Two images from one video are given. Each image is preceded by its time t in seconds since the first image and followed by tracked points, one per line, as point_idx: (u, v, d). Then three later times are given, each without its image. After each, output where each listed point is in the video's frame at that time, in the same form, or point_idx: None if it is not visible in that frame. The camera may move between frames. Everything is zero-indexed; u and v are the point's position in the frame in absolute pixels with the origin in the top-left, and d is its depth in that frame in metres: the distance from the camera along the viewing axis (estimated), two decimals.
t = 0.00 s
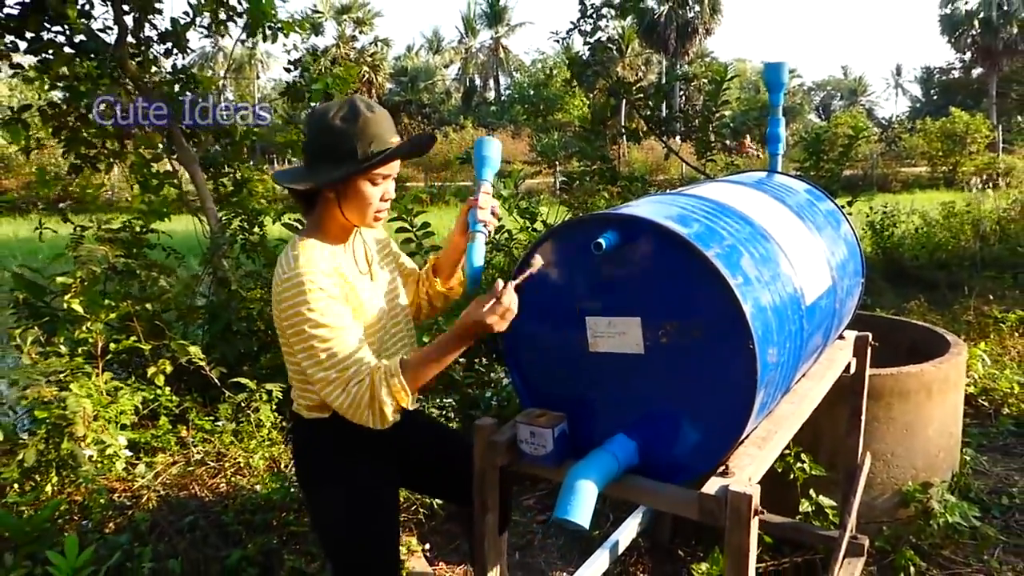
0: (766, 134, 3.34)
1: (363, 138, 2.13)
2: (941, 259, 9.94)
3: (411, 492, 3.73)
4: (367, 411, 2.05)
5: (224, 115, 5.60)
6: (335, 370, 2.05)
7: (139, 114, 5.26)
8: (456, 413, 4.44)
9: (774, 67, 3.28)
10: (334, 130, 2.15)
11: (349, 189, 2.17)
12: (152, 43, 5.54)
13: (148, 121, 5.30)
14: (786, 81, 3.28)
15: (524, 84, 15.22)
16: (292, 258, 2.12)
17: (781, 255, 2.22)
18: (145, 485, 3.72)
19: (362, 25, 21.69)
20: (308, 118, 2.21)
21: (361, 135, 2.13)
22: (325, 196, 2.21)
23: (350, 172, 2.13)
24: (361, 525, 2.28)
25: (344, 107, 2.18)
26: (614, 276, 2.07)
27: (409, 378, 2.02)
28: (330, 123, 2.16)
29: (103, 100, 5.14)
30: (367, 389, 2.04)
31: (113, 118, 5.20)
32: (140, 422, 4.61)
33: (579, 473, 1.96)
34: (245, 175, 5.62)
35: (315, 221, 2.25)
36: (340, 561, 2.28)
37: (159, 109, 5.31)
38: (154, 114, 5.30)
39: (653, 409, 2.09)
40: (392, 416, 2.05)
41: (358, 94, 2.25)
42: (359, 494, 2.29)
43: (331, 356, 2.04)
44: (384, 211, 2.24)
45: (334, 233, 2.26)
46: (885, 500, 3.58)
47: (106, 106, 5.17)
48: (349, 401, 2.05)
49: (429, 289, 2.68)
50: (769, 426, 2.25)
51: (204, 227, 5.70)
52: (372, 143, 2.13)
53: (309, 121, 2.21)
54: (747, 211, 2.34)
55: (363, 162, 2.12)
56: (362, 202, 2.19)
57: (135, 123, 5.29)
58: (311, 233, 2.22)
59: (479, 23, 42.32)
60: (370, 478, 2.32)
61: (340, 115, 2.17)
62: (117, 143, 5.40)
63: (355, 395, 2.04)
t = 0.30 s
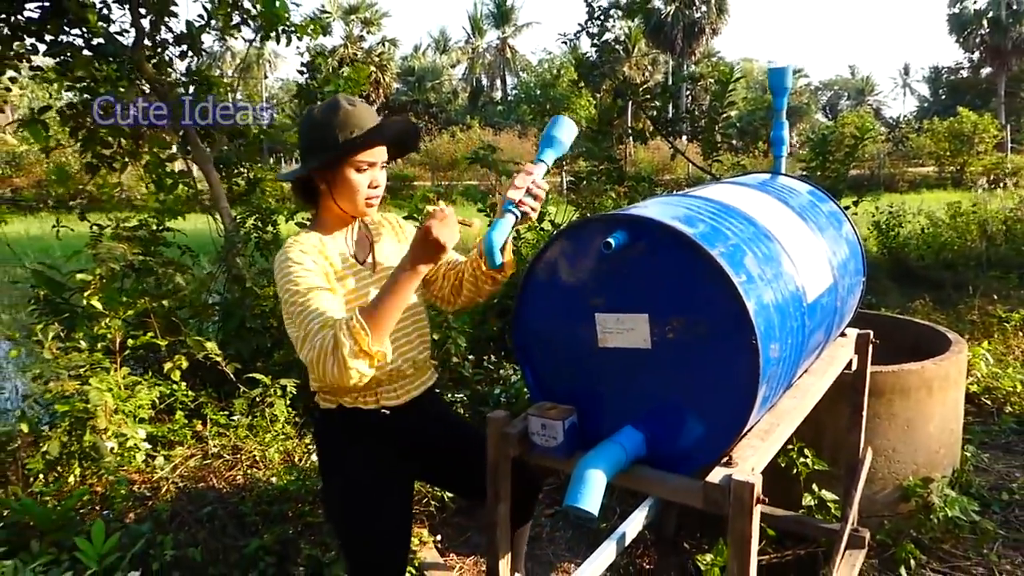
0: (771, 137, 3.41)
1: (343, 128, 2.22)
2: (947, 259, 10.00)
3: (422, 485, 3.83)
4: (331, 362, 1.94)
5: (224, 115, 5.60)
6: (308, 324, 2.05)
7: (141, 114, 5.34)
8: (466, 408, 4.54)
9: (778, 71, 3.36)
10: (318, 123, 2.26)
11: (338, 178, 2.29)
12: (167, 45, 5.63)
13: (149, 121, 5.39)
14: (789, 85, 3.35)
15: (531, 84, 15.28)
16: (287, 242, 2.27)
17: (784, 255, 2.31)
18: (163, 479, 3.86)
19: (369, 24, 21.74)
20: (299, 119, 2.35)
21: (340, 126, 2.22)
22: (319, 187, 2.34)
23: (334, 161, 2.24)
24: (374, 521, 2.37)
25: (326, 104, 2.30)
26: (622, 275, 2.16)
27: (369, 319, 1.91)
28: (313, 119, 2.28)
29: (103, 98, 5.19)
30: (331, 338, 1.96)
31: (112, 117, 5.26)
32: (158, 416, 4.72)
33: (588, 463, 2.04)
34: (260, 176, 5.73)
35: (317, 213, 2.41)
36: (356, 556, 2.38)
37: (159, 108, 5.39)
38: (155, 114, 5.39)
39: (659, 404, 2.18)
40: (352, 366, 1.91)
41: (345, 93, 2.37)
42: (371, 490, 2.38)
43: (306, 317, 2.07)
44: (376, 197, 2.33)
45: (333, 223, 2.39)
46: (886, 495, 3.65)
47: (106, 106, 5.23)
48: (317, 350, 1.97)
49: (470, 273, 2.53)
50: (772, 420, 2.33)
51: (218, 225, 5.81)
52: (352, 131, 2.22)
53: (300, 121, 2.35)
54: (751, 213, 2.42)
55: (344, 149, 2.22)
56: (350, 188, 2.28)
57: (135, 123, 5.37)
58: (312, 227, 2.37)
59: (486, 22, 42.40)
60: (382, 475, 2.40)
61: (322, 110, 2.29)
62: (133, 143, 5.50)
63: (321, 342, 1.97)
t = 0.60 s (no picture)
0: (771, 142, 3.46)
1: (350, 133, 2.28)
2: (948, 261, 10.05)
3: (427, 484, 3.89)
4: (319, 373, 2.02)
5: (224, 115, 5.64)
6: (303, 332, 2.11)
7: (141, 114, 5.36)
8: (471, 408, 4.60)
9: (778, 78, 3.42)
10: (328, 128, 2.33)
11: (347, 181, 2.35)
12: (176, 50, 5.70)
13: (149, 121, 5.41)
14: (789, 91, 3.40)
15: (534, 86, 15.34)
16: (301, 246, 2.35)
17: (782, 259, 2.36)
18: (174, 479, 3.92)
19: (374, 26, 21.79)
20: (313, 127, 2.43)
21: (347, 130, 2.29)
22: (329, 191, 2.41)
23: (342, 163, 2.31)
24: (387, 523, 2.44)
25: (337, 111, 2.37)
26: (624, 278, 2.22)
27: (348, 333, 1.96)
28: (323, 124, 2.35)
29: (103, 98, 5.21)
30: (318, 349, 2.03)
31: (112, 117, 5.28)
32: (167, 416, 4.78)
33: (591, 461, 2.10)
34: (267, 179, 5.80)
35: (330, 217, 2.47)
36: (369, 556, 2.45)
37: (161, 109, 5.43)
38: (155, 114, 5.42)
39: (661, 404, 2.24)
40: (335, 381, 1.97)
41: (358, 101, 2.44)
42: (384, 494, 2.44)
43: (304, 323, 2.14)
44: (384, 199, 2.39)
45: (345, 227, 2.45)
46: (885, 494, 3.70)
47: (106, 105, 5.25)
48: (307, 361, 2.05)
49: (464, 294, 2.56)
50: (771, 420, 2.39)
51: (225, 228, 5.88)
52: (359, 135, 2.28)
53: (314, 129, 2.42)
54: (750, 218, 2.48)
55: (351, 152, 2.28)
56: (357, 190, 2.35)
57: (133, 122, 5.34)
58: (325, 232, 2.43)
59: (489, 25, 42.51)
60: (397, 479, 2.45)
61: (332, 116, 2.35)
62: (142, 147, 5.56)
63: (309, 353, 2.04)
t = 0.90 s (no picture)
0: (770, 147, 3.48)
1: (349, 138, 2.30)
2: (949, 265, 10.05)
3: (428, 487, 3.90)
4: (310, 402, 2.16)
5: (224, 115, 5.67)
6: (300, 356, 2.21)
7: (140, 113, 5.38)
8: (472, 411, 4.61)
9: (778, 83, 3.44)
10: (328, 133, 2.35)
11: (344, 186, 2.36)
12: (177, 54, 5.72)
13: (148, 121, 5.44)
14: (788, 96, 3.42)
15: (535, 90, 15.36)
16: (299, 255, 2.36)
17: (781, 262, 2.38)
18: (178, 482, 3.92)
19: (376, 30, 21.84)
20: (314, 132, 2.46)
21: (346, 136, 2.31)
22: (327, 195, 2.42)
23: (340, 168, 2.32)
24: (388, 524, 2.47)
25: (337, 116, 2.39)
26: (624, 281, 2.23)
27: (346, 378, 2.09)
28: (323, 129, 2.37)
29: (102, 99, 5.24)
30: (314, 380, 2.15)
31: (112, 117, 5.31)
32: (169, 419, 4.80)
33: (590, 463, 2.12)
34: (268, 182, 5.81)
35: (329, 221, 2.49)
36: (369, 556, 2.48)
37: (160, 109, 5.46)
38: (155, 114, 5.45)
39: (661, 406, 2.25)
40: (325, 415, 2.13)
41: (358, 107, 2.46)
42: (388, 496, 2.46)
43: (302, 345, 2.22)
44: (381, 205, 2.39)
45: (343, 232, 2.46)
46: (885, 497, 3.71)
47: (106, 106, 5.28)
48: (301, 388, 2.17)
49: (474, 285, 2.57)
50: (771, 423, 2.40)
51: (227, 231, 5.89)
52: (358, 141, 2.30)
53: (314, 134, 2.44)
54: (750, 222, 2.49)
55: (349, 157, 2.30)
56: (354, 195, 2.36)
57: (134, 122, 5.41)
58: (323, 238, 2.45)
59: (490, 29, 42.56)
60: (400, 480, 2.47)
61: (332, 121, 2.38)
62: (144, 151, 5.59)
63: (305, 381, 2.16)
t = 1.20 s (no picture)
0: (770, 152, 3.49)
1: (354, 150, 2.31)
2: (949, 270, 10.05)
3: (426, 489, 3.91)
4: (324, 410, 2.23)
5: (224, 115, 5.67)
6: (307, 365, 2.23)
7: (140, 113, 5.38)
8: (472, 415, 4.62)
9: (778, 88, 3.45)
10: (331, 142, 2.35)
11: (344, 196, 2.37)
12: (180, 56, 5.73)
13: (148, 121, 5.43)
14: (788, 101, 3.43)
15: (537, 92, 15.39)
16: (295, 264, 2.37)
17: (781, 267, 2.39)
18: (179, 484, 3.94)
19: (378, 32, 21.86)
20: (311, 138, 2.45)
21: (351, 147, 2.32)
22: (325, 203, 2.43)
23: (342, 178, 2.33)
24: (389, 526, 2.48)
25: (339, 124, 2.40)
26: (625, 284, 2.24)
27: (369, 397, 2.19)
28: (326, 137, 2.37)
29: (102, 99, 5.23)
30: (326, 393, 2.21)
31: (113, 118, 5.30)
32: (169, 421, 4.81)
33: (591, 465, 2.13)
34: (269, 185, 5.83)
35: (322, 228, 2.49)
36: (370, 557, 2.50)
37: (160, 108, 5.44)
38: (155, 114, 5.45)
39: (661, 409, 2.26)
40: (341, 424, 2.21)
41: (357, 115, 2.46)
42: (390, 497, 2.47)
43: (306, 356, 2.24)
44: (378, 216, 2.42)
45: (338, 240, 2.47)
46: (884, 501, 3.72)
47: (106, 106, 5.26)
48: (312, 398, 2.22)
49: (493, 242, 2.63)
50: (769, 427, 2.41)
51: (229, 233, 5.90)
52: (363, 153, 2.32)
53: (312, 140, 2.44)
54: (750, 227, 2.50)
55: (353, 168, 2.31)
56: (354, 206, 2.37)
57: (135, 123, 5.41)
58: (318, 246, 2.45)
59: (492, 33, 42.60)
60: (402, 483, 2.49)
61: (335, 130, 2.38)
62: (146, 153, 5.60)
63: (316, 390, 2.21)
